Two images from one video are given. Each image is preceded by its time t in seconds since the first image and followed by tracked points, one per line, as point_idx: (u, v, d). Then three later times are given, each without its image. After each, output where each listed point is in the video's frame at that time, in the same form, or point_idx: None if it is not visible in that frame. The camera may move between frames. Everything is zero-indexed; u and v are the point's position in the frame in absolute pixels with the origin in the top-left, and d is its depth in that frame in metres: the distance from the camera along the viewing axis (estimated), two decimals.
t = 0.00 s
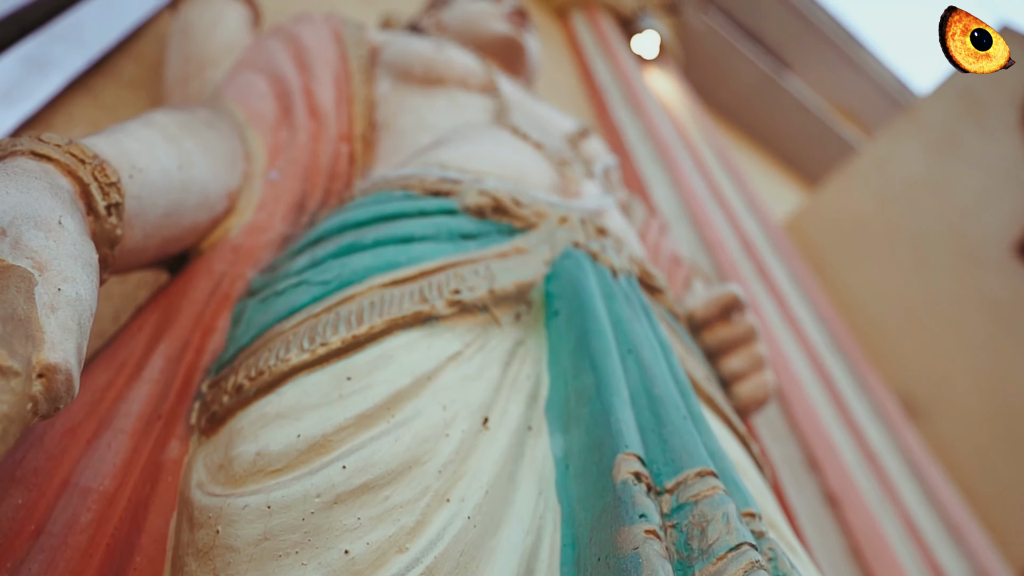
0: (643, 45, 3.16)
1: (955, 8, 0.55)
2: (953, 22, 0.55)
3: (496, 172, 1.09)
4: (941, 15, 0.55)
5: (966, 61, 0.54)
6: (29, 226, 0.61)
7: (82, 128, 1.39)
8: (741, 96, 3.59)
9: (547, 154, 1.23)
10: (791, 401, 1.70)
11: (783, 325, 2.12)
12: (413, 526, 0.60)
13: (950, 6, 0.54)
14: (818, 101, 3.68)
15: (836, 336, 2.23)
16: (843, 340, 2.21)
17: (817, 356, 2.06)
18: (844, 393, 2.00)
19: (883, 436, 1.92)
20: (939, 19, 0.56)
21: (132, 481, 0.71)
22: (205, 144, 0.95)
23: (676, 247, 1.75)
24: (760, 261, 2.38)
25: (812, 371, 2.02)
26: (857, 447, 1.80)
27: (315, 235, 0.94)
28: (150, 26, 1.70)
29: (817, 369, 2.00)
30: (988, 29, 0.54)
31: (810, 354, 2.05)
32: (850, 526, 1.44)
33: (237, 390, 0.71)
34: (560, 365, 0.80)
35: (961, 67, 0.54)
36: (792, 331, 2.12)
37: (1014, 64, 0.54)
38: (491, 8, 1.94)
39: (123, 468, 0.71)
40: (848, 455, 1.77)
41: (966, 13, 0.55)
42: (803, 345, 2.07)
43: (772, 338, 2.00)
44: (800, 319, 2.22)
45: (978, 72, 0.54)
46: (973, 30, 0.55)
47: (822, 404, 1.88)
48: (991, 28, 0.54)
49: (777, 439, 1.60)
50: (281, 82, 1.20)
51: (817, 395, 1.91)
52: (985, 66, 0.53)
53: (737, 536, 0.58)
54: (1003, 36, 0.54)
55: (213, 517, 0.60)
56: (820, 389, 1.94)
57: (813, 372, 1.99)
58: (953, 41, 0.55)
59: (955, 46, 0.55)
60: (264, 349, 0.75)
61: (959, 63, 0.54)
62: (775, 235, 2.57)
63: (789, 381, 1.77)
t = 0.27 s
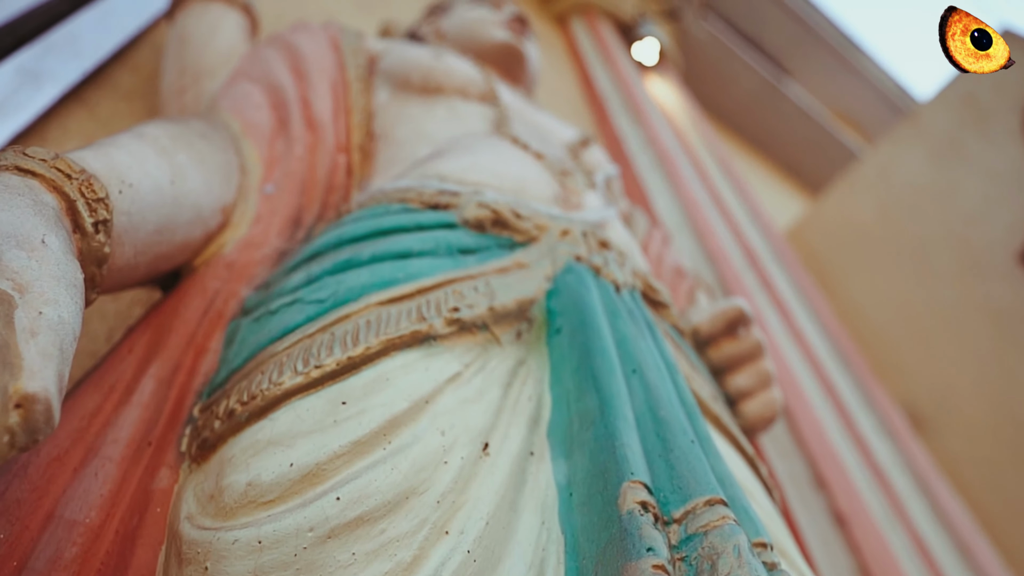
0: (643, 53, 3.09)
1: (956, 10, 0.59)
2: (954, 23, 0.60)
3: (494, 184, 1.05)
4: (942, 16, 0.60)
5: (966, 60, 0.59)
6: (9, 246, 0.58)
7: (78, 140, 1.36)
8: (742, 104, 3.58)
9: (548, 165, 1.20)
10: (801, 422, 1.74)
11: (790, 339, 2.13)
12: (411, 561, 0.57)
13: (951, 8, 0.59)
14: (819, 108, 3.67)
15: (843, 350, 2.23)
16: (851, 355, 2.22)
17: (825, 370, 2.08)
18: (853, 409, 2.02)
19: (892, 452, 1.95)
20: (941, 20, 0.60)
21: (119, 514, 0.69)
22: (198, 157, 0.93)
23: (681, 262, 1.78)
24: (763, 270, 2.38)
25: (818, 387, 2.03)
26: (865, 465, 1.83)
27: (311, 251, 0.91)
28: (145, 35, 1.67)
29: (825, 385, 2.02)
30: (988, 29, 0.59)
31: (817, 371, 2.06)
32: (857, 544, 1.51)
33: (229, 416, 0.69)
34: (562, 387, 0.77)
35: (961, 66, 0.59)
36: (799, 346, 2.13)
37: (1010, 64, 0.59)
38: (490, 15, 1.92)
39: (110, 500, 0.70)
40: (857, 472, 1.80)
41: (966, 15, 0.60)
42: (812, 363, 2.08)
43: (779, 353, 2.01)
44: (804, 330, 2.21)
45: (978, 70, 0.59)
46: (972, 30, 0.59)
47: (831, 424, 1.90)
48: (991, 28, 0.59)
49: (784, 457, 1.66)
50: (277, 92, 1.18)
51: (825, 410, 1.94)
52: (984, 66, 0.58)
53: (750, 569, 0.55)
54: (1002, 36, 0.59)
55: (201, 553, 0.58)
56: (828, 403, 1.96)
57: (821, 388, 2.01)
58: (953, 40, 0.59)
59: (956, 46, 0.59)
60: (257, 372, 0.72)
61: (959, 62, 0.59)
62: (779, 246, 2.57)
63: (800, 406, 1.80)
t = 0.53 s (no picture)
0: (644, 58, 3.10)
1: (955, 9, 0.57)
2: (954, 23, 0.58)
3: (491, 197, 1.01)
4: (941, 16, 0.58)
5: (966, 61, 0.57)
6: None
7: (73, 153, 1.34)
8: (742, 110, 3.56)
9: (549, 175, 1.17)
10: (808, 441, 1.73)
11: (794, 351, 2.10)
12: None
13: (950, 7, 0.57)
14: (820, 115, 3.65)
15: (847, 363, 2.19)
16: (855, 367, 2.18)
17: (828, 382, 2.05)
18: (858, 424, 1.98)
19: (899, 468, 1.92)
20: (940, 20, 0.58)
21: (106, 546, 0.67)
22: (192, 170, 0.90)
23: (684, 275, 1.77)
24: (767, 283, 2.34)
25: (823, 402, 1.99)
26: (871, 481, 1.80)
27: (306, 266, 0.89)
28: (142, 45, 1.66)
29: (829, 398, 1.99)
30: (988, 29, 0.57)
31: (821, 382, 2.03)
32: (866, 564, 1.49)
33: (221, 441, 0.67)
34: (565, 407, 0.75)
35: (960, 67, 0.57)
36: (802, 357, 2.09)
37: (1013, 63, 0.56)
38: (489, 22, 1.90)
39: (97, 531, 0.68)
40: (863, 489, 1.78)
41: (966, 14, 0.57)
42: (815, 374, 2.05)
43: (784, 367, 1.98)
44: (808, 342, 2.18)
45: (978, 71, 0.57)
46: (972, 30, 0.57)
47: (837, 439, 1.88)
48: (991, 28, 0.57)
49: (790, 473, 1.65)
50: (274, 102, 1.16)
51: (830, 424, 1.91)
52: (985, 66, 0.56)
53: None
54: (1003, 36, 0.57)
55: None
56: (834, 418, 1.94)
57: (826, 400, 1.98)
58: (953, 41, 0.58)
59: (956, 46, 0.57)
60: (250, 395, 0.70)
61: (958, 62, 0.57)
62: (781, 254, 2.54)
63: (806, 423, 1.77)
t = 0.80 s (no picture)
0: (645, 64, 3.06)
1: (954, 9, 0.57)
2: (954, 23, 0.57)
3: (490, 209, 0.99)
4: (941, 16, 0.57)
5: (966, 60, 0.56)
6: None
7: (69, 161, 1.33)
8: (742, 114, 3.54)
9: (550, 184, 1.15)
10: (812, 453, 1.72)
11: (796, 359, 2.07)
12: None
13: (949, 7, 0.56)
14: (821, 119, 3.64)
15: (851, 373, 2.17)
16: (860, 377, 2.16)
17: (831, 391, 2.03)
18: (862, 433, 1.96)
19: (902, 477, 1.90)
20: (940, 20, 0.58)
21: (96, 569, 0.65)
22: (187, 179, 0.88)
23: (686, 283, 1.76)
24: (768, 289, 2.32)
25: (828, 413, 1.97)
26: (874, 487, 1.79)
27: (303, 278, 0.88)
28: (138, 52, 1.64)
29: (832, 406, 1.98)
30: (988, 29, 0.56)
31: (824, 391, 2.01)
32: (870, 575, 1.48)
33: (214, 460, 0.65)
34: (569, 426, 0.74)
35: (960, 66, 0.56)
36: (805, 365, 2.07)
37: (1013, 63, 0.56)
38: (489, 27, 1.89)
39: (87, 553, 0.65)
40: (867, 498, 1.76)
41: (966, 14, 0.57)
42: (817, 381, 2.04)
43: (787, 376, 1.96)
44: (810, 348, 2.17)
45: (979, 70, 0.56)
46: (972, 30, 0.57)
47: (841, 448, 1.86)
48: (991, 27, 0.56)
49: (793, 484, 1.64)
50: (270, 110, 1.14)
51: (833, 433, 1.89)
52: (984, 66, 0.55)
53: None
54: (1003, 35, 0.56)
55: None
56: (838, 427, 1.92)
57: (830, 409, 1.97)
58: (953, 41, 0.57)
59: (956, 46, 0.56)
60: (244, 413, 0.68)
61: (958, 63, 0.56)
62: (783, 260, 2.52)
63: (812, 435, 1.76)
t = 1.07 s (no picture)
0: (643, 69, 3.09)
1: (955, 9, 0.57)
2: (954, 23, 0.57)
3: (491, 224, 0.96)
4: (941, 16, 0.57)
5: (966, 61, 0.56)
6: None
7: (62, 172, 1.30)
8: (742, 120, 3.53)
9: (552, 196, 1.13)
10: (816, 467, 1.69)
11: (798, 368, 2.07)
12: None
13: (949, 7, 0.57)
14: (820, 126, 3.61)
15: (854, 383, 2.15)
16: (863, 387, 2.13)
17: (835, 402, 2.01)
18: (866, 446, 1.94)
19: (907, 491, 1.87)
20: (940, 20, 0.58)
21: None
22: (182, 192, 0.85)
23: (688, 295, 1.74)
24: (770, 297, 2.30)
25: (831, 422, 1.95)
26: (878, 500, 1.77)
27: (298, 295, 0.85)
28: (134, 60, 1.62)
29: (836, 417, 1.95)
30: (988, 29, 0.56)
31: (827, 401, 1.99)
32: None
33: (203, 490, 0.62)
34: (573, 452, 0.71)
35: (960, 67, 0.56)
36: (807, 375, 2.06)
37: (1014, 63, 0.56)
38: (489, 35, 1.86)
39: None
40: (872, 513, 1.73)
41: (966, 14, 0.57)
42: (820, 393, 2.01)
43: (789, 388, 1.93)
44: (812, 358, 2.16)
45: (979, 71, 0.56)
46: (972, 30, 0.57)
47: (845, 459, 1.83)
48: (992, 27, 0.56)
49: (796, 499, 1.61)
50: (267, 120, 1.12)
51: (837, 445, 1.87)
52: (984, 66, 0.55)
53: None
54: (1006, 34, 0.56)
55: None
56: (842, 440, 1.90)
57: (833, 421, 1.94)
58: (953, 41, 0.57)
59: (956, 46, 0.57)
60: (235, 439, 0.66)
61: (958, 62, 0.56)
62: (785, 269, 2.50)
63: (816, 448, 1.74)
